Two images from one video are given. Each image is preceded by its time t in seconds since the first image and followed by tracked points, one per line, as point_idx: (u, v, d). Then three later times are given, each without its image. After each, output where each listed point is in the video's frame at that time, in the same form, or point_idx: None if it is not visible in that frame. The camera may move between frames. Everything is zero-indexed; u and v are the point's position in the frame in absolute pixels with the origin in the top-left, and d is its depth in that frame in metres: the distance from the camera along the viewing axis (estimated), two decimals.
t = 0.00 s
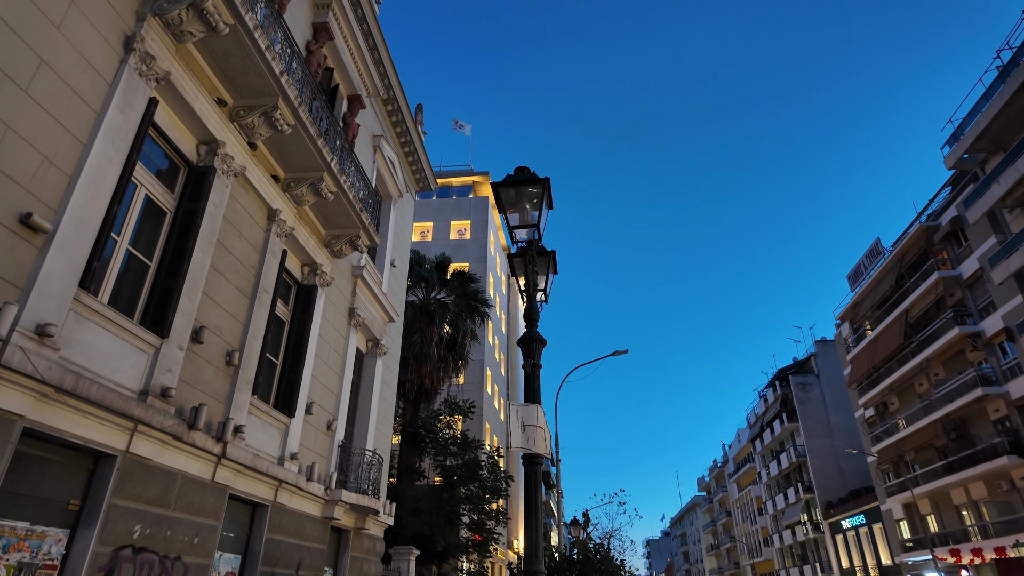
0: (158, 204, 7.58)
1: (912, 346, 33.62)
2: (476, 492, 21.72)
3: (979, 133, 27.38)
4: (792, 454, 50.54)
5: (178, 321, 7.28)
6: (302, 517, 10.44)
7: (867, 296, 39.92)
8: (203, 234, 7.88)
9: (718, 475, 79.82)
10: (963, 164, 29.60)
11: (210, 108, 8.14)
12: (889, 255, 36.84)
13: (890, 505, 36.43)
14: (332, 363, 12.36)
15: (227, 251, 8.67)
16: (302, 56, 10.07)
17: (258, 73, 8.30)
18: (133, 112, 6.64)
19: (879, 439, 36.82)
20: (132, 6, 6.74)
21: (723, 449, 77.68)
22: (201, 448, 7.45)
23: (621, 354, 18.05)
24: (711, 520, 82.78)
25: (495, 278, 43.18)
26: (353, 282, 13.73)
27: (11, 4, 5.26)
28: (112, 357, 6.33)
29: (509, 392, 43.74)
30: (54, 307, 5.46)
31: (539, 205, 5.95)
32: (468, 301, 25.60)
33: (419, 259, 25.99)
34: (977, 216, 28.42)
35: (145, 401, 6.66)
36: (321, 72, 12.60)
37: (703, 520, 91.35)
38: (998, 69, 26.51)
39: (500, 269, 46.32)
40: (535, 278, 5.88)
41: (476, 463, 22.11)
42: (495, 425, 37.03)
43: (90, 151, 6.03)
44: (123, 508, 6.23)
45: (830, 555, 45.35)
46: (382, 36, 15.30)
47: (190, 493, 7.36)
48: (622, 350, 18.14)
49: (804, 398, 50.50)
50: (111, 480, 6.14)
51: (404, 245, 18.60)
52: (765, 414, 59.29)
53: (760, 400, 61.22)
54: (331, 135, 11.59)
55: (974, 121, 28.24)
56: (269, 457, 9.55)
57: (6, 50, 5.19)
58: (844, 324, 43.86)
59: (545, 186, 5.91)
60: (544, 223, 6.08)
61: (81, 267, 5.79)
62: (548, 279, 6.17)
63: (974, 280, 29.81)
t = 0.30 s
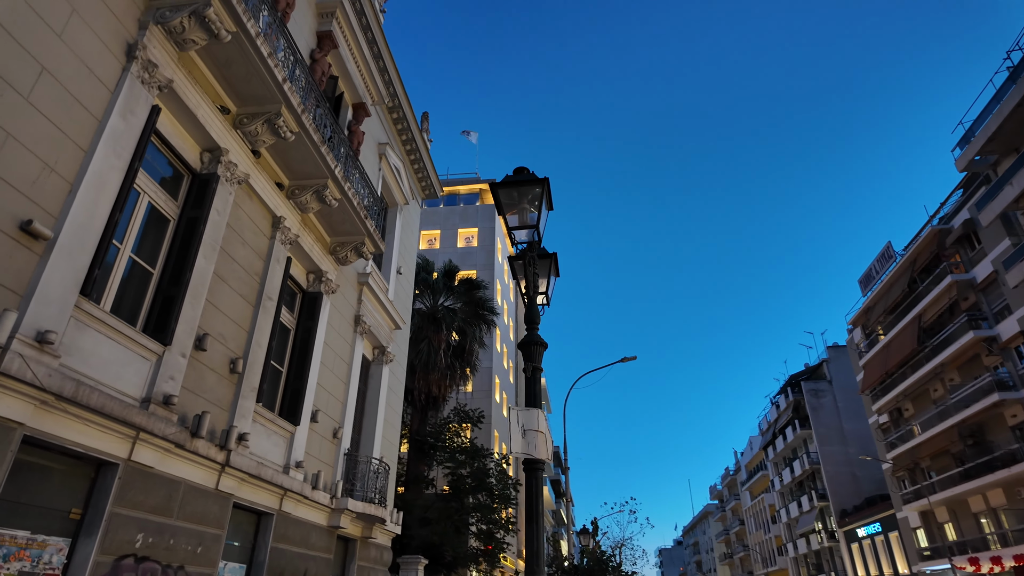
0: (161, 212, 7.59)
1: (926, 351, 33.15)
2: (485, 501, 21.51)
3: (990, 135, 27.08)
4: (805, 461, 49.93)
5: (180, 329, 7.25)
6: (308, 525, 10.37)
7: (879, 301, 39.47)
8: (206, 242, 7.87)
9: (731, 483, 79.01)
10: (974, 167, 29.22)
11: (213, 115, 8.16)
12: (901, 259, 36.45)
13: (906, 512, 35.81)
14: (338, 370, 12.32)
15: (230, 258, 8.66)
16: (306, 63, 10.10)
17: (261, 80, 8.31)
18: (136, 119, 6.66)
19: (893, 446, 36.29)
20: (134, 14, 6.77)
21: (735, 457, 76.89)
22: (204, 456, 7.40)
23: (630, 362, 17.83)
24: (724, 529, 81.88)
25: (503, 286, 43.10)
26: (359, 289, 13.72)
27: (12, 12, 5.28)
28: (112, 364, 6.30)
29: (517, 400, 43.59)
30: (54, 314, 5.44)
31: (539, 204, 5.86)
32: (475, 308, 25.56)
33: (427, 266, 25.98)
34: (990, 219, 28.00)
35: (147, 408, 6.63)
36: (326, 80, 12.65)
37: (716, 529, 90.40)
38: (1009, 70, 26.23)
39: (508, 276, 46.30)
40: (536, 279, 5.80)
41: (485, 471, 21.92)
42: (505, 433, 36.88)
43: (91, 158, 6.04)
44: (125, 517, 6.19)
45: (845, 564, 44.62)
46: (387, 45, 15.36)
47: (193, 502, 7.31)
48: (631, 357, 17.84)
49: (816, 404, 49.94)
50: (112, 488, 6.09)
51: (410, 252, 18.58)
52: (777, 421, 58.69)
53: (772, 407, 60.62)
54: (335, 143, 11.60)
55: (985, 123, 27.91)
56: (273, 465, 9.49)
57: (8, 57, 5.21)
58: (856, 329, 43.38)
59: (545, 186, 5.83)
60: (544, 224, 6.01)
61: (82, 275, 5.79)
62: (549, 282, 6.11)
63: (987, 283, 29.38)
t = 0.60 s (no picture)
0: (174, 220, 7.66)
1: (947, 352, 32.56)
2: (500, 506, 21.38)
3: (1009, 132, 26.63)
4: (824, 465, 49.22)
5: (194, 336, 7.29)
6: (322, 531, 10.37)
7: (898, 302, 38.86)
8: (219, 249, 7.93)
9: (749, 488, 78.09)
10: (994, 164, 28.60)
11: (225, 123, 8.24)
12: (920, 259, 35.91)
13: (929, 517, 35.11)
14: (351, 376, 12.35)
15: (243, 265, 8.72)
16: (316, 71, 10.17)
17: (271, 88, 8.37)
18: (148, 129, 6.74)
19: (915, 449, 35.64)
20: (146, 25, 6.86)
21: (752, 461, 76.07)
22: (218, 463, 7.43)
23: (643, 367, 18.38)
24: (742, 534, 80.90)
25: (516, 291, 43.11)
26: (371, 295, 13.76)
27: (25, 24, 5.36)
28: (127, 371, 6.35)
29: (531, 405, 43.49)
30: (68, 322, 5.50)
31: (547, 205, 5.81)
32: (488, 313, 25.54)
33: (439, 272, 26.05)
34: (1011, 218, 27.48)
35: (161, 415, 6.67)
36: (336, 88, 12.74)
37: (735, 534, 89.47)
38: None
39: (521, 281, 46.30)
40: (546, 281, 5.75)
41: (499, 476, 21.79)
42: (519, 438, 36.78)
43: (105, 167, 6.11)
44: (140, 523, 6.22)
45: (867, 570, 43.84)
46: (396, 52, 15.44)
47: (208, 508, 7.34)
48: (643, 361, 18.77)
49: (835, 407, 49.24)
50: (128, 494, 6.13)
51: (422, 257, 18.61)
52: (794, 424, 57.95)
53: (789, 410, 59.88)
54: (346, 149, 11.66)
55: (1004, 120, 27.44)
56: (288, 471, 9.51)
57: (21, 69, 5.29)
58: (874, 330, 42.78)
59: (552, 186, 5.80)
60: (553, 224, 5.96)
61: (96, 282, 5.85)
62: (559, 283, 6.05)
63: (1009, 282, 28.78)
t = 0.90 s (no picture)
0: (185, 225, 7.69)
1: (961, 354, 32.17)
2: (510, 510, 21.27)
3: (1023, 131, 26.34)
4: (837, 469, 48.74)
5: (205, 341, 7.31)
6: (333, 536, 10.35)
7: (910, 304, 38.46)
8: (229, 254, 7.95)
9: (760, 492, 77.42)
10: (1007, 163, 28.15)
11: (235, 129, 8.28)
12: (933, 260, 35.53)
13: (945, 521, 34.62)
14: (360, 380, 12.34)
15: (254, 270, 8.75)
16: (325, 76, 10.20)
17: (281, 93, 8.40)
18: (160, 135, 6.77)
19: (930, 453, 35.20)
20: (157, 32, 6.91)
21: (763, 464, 75.43)
22: (229, 468, 7.42)
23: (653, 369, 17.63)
24: (753, 539, 80.18)
25: (524, 295, 43.09)
26: (380, 299, 13.77)
27: (38, 31, 5.39)
28: (138, 377, 6.37)
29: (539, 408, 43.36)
30: (80, 327, 5.51)
31: (559, 205, 5.77)
32: (497, 317, 25.52)
33: (447, 276, 26.08)
34: None
35: (173, 420, 6.68)
36: (345, 93, 12.79)
37: (746, 539, 88.64)
38: None
39: (529, 284, 46.27)
40: (558, 282, 5.70)
41: (508, 480, 21.67)
42: (528, 442, 36.66)
43: (117, 172, 6.13)
44: (152, 529, 6.22)
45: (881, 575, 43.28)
46: (405, 57, 15.49)
47: (219, 513, 7.34)
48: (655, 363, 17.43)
49: (847, 410, 48.75)
50: (139, 499, 6.13)
51: (431, 261, 18.60)
52: (806, 427, 57.44)
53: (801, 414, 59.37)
54: (355, 154, 11.68)
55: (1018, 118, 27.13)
56: (298, 476, 9.51)
57: (34, 76, 5.32)
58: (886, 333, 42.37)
59: (564, 186, 5.75)
60: (565, 225, 5.93)
61: (108, 288, 5.87)
62: (571, 285, 6.02)
63: None
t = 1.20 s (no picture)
0: (191, 229, 7.70)
1: (967, 357, 31.97)
2: (514, 515, 21.21)
3: None
4: (843, 473, 48.47)
5: (210, 345, 7.28)
6: (338, 542, 10.31)
7: (916, 306, 38.26)
8: (235, 258, 7.94)
9: (765, 496, 77.01)
10: (1013, 166, 27.99)
11: (241, 133, 8.28)
12: (938, 262, 35.36)
13: (952, 526, 34.33)
14: (366, 384, 12.32)
15: (260, 274, 8.74)
16: (331, 80, 10.22)
17: (286, 97, 8.40)
18: (166, 139, 6.78)
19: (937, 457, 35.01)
20: (163, 36, 6.92)
21: (767, 468, 75.03)
22: (234, 472, 7.39)
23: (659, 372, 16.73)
24: (758, 543, 79.72)
25: (528, 299, 43.04)
26: (385, 303, 13.75)
27: (45, 35, 5.39)
28: (145, 380, 6.36)
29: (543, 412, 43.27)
30: (87, 331, 5.51)
31: (568, 207, 5.73)
32: (501, 321, 25.51)
33: (451, 280, 26.07)
34: None
35: (179, 424, 6.66)
36: (350, 97, 12.81)
37: (751, 544, 88.17)
38: None
39: (532, 288, 46.26)
40: (566, 285, 5.67)
41: (513, 484, 21.62)
42: (532, 447, 36.56)
43: (123, 176, 6.13)
44: (158, 534, 6.19)
45: None
46: (409, 62, 15.52)
47: (225, 519, 7.31)
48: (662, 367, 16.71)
49: (853, 414, 48.50)
50: (146, 504, 6.11)
51: (435, 265, 18.59)
52: (811, 431, 57.18)
53: (806, 417, 59.09)
54: (360, 158, 11.68)
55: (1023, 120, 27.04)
56: (304, 481, 9.47)
57: (41, 80, 5.33)
58: (892, 336, 42.18)
59: (572, 188, 5.71)
60: (573, 228, 5.90)
61: (115, 292, 5.86)
62: (578, 289, 5.99)
63: None
